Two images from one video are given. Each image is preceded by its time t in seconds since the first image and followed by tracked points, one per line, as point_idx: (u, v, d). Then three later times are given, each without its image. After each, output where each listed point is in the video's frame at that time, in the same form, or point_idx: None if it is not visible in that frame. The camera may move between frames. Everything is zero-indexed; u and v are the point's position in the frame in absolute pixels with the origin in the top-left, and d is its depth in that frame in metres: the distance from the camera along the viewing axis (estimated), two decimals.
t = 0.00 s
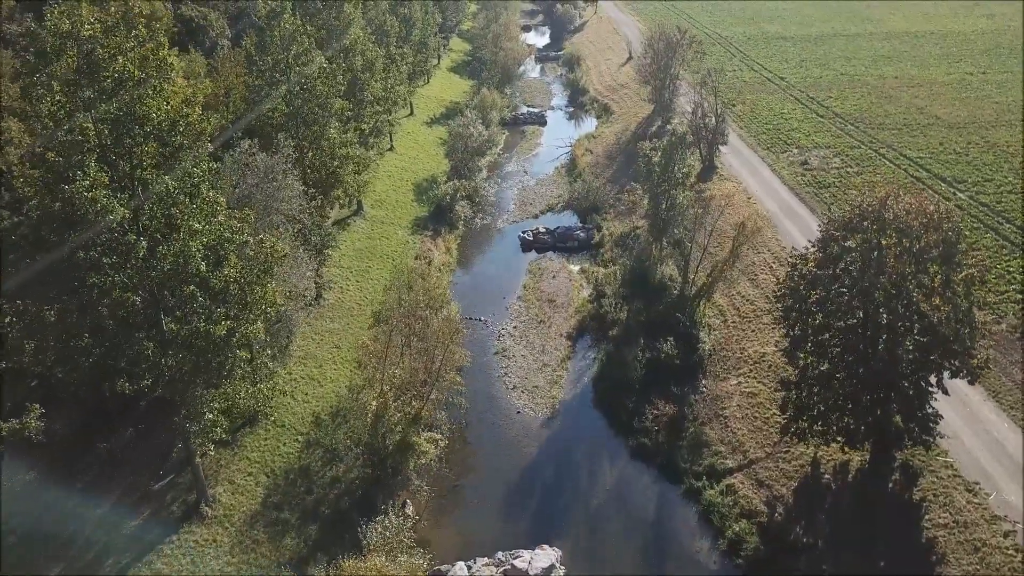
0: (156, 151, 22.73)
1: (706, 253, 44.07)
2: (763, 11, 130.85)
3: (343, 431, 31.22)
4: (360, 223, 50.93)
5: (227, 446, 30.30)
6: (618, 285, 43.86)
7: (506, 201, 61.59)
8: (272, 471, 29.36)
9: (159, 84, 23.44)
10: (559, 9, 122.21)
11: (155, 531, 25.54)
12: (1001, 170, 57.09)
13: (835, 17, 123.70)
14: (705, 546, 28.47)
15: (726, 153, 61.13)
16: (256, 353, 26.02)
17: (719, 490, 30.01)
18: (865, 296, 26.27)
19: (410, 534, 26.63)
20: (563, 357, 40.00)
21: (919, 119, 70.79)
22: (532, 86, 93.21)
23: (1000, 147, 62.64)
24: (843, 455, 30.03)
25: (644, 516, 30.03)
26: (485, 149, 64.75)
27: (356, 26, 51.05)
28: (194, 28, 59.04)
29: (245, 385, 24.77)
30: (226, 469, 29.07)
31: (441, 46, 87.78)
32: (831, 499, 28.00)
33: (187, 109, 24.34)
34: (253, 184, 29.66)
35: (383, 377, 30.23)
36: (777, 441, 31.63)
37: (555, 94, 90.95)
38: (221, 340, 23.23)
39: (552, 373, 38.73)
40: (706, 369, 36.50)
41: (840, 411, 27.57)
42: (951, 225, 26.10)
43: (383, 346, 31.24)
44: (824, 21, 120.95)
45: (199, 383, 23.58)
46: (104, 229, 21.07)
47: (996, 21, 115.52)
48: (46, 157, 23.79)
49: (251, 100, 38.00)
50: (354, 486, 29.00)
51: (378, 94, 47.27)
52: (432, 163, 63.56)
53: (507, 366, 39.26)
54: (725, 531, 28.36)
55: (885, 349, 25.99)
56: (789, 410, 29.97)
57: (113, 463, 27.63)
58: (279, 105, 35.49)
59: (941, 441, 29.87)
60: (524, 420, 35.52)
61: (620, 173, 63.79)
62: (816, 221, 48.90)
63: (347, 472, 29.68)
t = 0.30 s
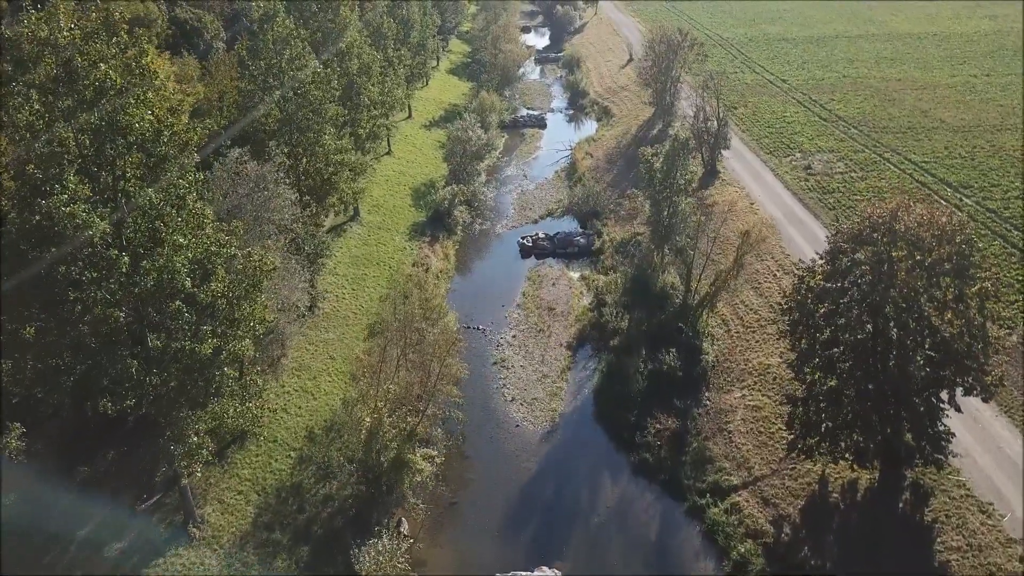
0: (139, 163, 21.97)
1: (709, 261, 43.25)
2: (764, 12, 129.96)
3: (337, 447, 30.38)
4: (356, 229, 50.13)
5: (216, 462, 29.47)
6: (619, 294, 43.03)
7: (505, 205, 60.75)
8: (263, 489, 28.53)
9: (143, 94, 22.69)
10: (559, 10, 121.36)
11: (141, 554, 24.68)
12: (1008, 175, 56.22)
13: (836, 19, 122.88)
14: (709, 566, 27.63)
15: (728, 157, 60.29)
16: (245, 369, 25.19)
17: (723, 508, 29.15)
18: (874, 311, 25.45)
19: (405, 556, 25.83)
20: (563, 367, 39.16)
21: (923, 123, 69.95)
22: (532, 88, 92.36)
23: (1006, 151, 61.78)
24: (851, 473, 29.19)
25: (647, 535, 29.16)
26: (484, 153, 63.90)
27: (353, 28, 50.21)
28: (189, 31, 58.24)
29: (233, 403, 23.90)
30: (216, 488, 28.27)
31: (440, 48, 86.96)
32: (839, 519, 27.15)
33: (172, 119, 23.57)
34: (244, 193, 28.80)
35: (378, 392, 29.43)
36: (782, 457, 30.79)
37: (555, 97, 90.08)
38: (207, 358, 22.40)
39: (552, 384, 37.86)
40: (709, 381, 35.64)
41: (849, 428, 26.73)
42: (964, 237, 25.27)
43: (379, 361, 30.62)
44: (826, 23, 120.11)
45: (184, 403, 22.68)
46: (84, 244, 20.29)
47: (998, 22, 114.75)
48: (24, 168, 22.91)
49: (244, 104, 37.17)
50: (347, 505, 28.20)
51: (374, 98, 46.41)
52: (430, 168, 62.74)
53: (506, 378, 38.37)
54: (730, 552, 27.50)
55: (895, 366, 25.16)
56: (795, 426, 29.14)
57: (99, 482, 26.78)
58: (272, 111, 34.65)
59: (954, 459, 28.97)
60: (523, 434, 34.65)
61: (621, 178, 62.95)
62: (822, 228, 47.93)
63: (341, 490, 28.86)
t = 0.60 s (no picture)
0: (123, 174, 21.16)
1: (712, 268, 42.50)
2: (766, 13, 129.22)
3: (331, 461, 29.67)
4: (353, 234, 49.42)
5: (208, 478, 28.78)
6: (620, 301, 42.29)
7: (504, 210, 60.01)
8: (255, 506, 27.83)
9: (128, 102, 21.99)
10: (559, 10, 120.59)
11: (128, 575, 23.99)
12: (1015, 180, 55.37)
13: (838, 19, 122.02)
14: None
15: (730, 161, 59.53)
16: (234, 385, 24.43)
17: (727, 526, 28.40)
18: (883, 325, 24.68)
19: None
20: (563, 377, 38.37)
21: (928, 126, 69.15)
22: (532, 90, 91.64)
23: (1012, 155, 60.95)
24: (860, 490, 28.47)
25: (649, 553, 28.35)
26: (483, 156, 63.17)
27: (349, 30, 49.42)
28: (184, 33, 57.54)
29: (222, 421, 23.18)
30: (206, 505, 27.58)
31: (439, 49, 86.13)
32: (847, 537, 26.42)
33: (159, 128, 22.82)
34: (235, 202, 28.03)
35: (373, 406, 28.68)
36: (788, 472, 30.05)
37: (555, 98, 89.35)
38: (195, 376, 21.72)
39: (551, 395, 37.09)
40: (713, 393, 34.85)
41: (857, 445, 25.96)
42: (977, 249, 24.44)
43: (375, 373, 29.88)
44: (828, 24, 119.29)
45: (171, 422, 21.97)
46: (65, 259, 19.57)
47: (1002, 24, 113.92)
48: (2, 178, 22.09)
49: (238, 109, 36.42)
50: (341, 523, 27.47)
51: (371, 102, 45.63)
52: (429, 171, 61.98)
53: (504, 388, 37.60)
54: (734, 571, 26.73)
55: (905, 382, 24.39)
56: (802, 441, 28.39)
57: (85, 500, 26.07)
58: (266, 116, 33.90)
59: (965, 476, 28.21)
60: (522, 447, 33.86)
61: (622, 181, 62.21)
62: (826, 234, 47.10)
63: (335, 506, 28.14)
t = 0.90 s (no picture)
0: (104, 186, 20.17)
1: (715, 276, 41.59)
2: (767, 13, 128.27)
3: (324, 479, 28.81)
4: (350, 240, 48.57)
5: (196, 496, 27.90)
6: (621, 310, 41.40)
7: (504, 214, 59.13)
8: (245, 527, 26.98)
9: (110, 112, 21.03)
10: (559, 11, 119.67)
11: None
12: None
13: (840, 21, 121.04)
14: None
15: (733, 165, 58.63)
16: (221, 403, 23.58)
17: (733, 546, 27.51)
18: (896, 342, 23.73)
19: None
20: (564, 389, 37.45)
21: (932, 129, 68.23)
22: (531, 92, 90.74)
23: (1019, 160, 60.00)
24: (870, 510, 27.62)
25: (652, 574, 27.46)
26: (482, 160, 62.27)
27: (345, 33, 48.46)
28: (177, 35, 56.65)
29: (209, 442, 22.30)
30: (195, 525, 26.76)
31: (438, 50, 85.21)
32: (858, 561, 25.60)
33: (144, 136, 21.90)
34: (224, 212, 27.08)
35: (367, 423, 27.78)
36: (796, 490, 29.18)
37: (555, 100, 88.47)
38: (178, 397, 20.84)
39: (551, 408, 36.17)
40: (717, 407, 33.94)
41: (868, 465, 24.98)
42: (993, 262, 23.39)
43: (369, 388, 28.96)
44: (829, 25, 118.38)
45: (156, 444, 21.14)
46: (41, 276, 18.61)
47: (1005, 25, 113.02)
48: None
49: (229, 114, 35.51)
50: (334, 544, 26.67)
51: (367, 106, 44.68)
52: (427, 176, 61.12)
53: (504, 400, 36.68)
54: None
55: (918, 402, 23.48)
56: (810, 460, 27.49)
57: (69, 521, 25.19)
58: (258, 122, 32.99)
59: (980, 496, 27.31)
60: (521, 462, 32.93)
61: (623, 186, 61.33)
62: (833, 243, 46.13)
63: (328, 526, 27.36)
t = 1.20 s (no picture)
0: (87, 198, 19.32)
1: (718, 284, 40.80)
2: (768, 14, 127.45)
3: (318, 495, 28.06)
4: (346, 246, 47.82)
5: (186, 514, 27.11)
6: (622, 319, 40.62)
7: (503, 218, 58.36)
8: (236, 546, 26.20)
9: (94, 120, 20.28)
10: (559, 12, 118.85)
11: None
12: None
13: (842, 22, 120.21)
14: None
15: (736, 170, 57.84)
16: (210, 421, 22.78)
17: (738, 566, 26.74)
18: (908, 358, 22.95)
19: None
20: (564, 400, 36.65)
21: (937, 132, 67.41)
22: (531, 94, 89.97)
23: None
24: (880, 529, 26.85)
25: None
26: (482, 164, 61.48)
27: (342, 35, 47.64)
28: (172, 38, 55.83)
29: (195, 463, 21.48)
30: (185, 544, 25.96)
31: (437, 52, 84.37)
32: None
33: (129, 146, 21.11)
34: (213, 221, 26.22)
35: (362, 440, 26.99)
36: (803, 507, 28.42)
37: (555, 102, 87.71)
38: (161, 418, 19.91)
39: (551, 419, 35.37)
40: (722, 420, 33.15)
41: (879, 484, 24.20)
42: (1009, 276, 22.42)
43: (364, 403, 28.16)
44: (831, 27, 117.57)
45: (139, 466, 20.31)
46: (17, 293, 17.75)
47: (1008, 26, 112.21)
48: None
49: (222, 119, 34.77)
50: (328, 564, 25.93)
51: (364, 110, 43.95)
52: (425, 179, 60.35)
53: (502, 412, 35.88)
54: None
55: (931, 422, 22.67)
56: (818, 478, 26.69)
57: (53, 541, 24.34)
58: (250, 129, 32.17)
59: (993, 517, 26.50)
60: (521, 476, 32.11)
61: (624, 190, 60.56)
62: (839, 250, 45.28)
63: (321, 546, 26.60)
